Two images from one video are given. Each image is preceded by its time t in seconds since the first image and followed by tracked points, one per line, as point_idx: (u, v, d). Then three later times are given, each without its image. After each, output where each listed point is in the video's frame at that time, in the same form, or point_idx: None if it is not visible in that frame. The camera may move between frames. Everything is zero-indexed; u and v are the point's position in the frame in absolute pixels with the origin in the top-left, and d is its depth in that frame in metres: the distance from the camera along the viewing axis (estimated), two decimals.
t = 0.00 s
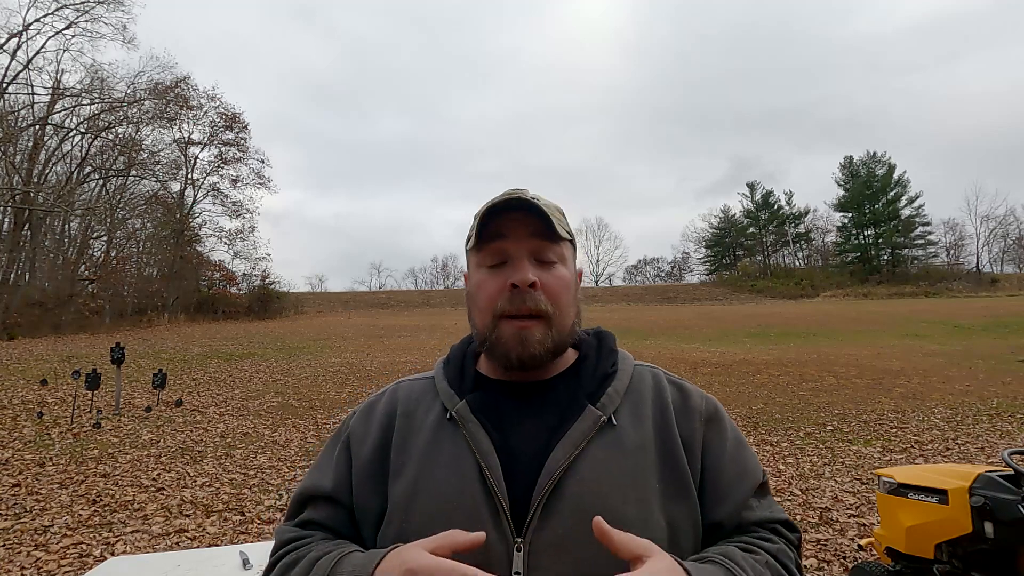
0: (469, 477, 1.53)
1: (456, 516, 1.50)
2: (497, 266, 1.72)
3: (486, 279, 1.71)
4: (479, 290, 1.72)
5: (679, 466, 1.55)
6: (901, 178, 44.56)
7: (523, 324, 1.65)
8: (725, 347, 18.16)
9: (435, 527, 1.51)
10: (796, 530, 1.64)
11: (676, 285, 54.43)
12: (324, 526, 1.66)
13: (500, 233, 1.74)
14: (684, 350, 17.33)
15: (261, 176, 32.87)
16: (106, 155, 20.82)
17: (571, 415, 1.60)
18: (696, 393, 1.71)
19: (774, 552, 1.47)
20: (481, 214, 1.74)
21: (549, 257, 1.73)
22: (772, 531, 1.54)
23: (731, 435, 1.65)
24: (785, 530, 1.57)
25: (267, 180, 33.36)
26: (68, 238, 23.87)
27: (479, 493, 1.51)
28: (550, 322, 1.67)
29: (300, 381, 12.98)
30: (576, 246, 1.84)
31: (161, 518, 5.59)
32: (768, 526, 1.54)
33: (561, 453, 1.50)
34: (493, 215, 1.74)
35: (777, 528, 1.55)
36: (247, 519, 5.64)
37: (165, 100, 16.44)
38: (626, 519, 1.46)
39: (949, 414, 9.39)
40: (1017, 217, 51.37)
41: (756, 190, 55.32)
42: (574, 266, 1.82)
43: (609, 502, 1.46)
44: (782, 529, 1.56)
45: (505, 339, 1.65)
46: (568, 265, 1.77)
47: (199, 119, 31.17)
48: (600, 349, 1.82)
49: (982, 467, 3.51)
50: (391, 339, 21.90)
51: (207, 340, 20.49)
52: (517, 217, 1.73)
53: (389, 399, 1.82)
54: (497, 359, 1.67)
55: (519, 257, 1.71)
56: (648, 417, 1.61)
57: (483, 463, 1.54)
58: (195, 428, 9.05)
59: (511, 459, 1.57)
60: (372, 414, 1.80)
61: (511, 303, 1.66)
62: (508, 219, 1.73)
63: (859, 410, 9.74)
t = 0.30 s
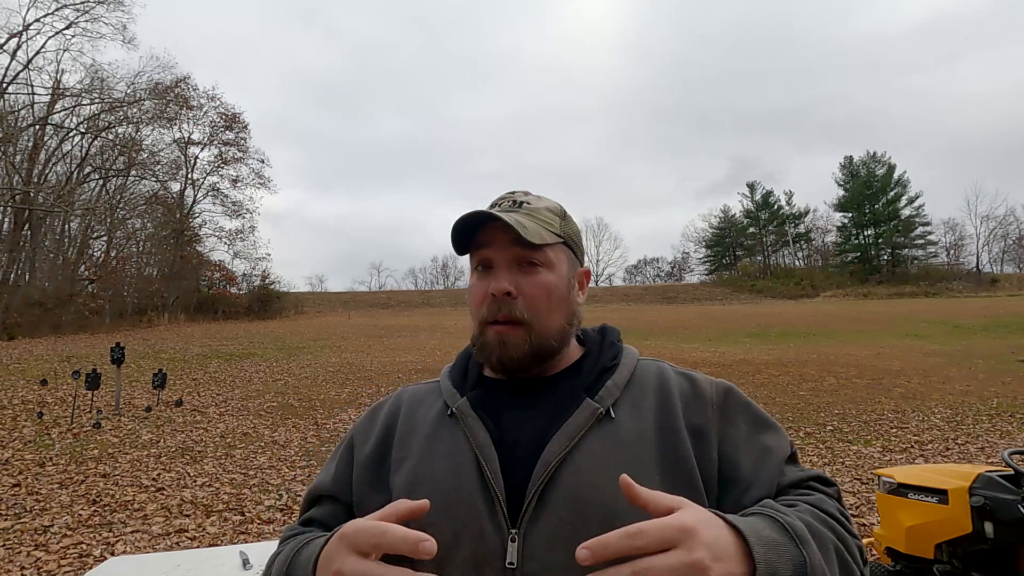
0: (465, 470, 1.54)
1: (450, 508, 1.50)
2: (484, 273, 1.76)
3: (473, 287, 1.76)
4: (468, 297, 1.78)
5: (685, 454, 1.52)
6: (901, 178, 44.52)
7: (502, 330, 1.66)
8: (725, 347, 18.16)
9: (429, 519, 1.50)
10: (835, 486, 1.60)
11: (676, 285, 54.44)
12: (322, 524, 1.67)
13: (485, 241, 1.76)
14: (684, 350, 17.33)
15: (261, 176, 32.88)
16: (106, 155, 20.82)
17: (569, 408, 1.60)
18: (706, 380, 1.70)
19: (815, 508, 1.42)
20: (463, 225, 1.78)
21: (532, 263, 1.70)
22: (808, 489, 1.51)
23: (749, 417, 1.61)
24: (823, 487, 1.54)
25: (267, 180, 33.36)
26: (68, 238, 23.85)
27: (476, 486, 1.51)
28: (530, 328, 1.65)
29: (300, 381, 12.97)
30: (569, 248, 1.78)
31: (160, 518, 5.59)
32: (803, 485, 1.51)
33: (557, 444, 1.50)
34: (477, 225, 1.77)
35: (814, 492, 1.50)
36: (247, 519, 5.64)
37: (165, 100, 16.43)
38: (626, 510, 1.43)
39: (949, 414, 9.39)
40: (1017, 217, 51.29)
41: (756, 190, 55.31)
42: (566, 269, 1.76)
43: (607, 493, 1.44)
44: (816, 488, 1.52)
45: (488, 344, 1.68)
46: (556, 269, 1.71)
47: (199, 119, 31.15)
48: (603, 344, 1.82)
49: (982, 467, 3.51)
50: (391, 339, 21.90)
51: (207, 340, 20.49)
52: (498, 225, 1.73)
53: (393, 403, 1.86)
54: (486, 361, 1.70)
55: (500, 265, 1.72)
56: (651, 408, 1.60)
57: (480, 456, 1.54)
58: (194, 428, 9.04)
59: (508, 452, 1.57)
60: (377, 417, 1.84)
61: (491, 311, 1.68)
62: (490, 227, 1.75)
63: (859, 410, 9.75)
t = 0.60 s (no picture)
0: (473, 462, 1.55)
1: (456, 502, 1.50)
2: (510, 261, 1.76)
3: (497, 273, 1.76)
4: (491, 282, 1.77)
5: (688, 460, 1.52)
6: (901, 177, 44.51)
7: (524, 316, 1.66)
8: (725, 347, 18.16)
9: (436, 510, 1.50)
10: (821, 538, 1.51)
11: (676, 285, 54.44)
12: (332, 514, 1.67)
13: (515, 230, 1.77)
14: (684, 350, 17.33)
15: (261, 176, 32.88)
16: (106, 155, 20.81)
17: (577, 406, 1.61)
18: (711, 394, 1.69)
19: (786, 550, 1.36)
20: (496, 211, 1.79)
21: (560, 255, 1.71)
22: (786, 530, 1.45)
23: (747, 436, 1.59)
24: (806, 536, 1.46)
25: (267, 180, 33.36)
26: (68, 238, 23.85)
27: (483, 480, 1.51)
28: (553, 317, 1.65)
29: (300, 381, 12.97)
30: (593, 249, 1.81)
31: (160, 518, 5.59)
32: (783, 525, 1.44)
33: (563, 441, 1.50)
34: (509, 212, 1.79)
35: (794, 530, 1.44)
36: (247, 519, 5.64)
37: (165, 100, 16.42)
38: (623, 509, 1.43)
39: (949, 414, 9.39)
40: (1017, 217, 51.24)
41: (756, 190, 55.29)
42: (589, 268, 1.78)
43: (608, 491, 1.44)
44: (800, 532, 1.46)
45: (508, 328, 1.67)
46: (581, 265, 1.74)
47: (199, 119, 31.15)
48: (614, 349, 1.82)
49: (983, 467, 3.51)
50: (391, 339, 21.90)
51: (207, 340, 20.48)
52: (530, 215, 1.75)
53: (404, 396, 1.86)
54: (504, 348, 1.69)
55: (528, 254, 1.73)
56: (658, 412, 1.60)
57: (488, 450, 1.55)
58: (195, 428, 9.04)
59: (515, 449, 1.57)
60: (388, 410, 1.84)
61: (515, 296, 1.68)
62: (522, 217, 1.77)
63: (859, 410, 9.74)
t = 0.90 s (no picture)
0: (473, 464, 1.54)
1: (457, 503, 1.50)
2: (529, 254, 1.76)
3: (515, 266, 1.75)
4: (506, 274, 1.75)
5: (692, 459, 1.52)
6: (901, 177, 44.50)
7: (544, 311, 1.66)
8: (725, 347, 18.16)
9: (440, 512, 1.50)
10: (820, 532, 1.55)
11: (676, 285, 54.48)
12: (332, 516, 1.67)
13: (535, 225, 1.78)
14: (683, 350, 17.34)
15: (261, 176, 32.89)
16: (106, 155, 20.80)
17: (578, 406, 1.60)
18: (712, 390, 1.69)
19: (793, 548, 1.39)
20: (521, 205, 1.79)
21: (580, 255, 1.75)
22: (791, 525, 1.48)
23: (748, 431, 1.62)
24: (806, 528, 1.50)
25: (267, 180, 33.36)
26: (68, 238, 23.84)
27: (485, 482, 1.51)
28: (571, 315, 1.67)
29: (300, 381, 12.97)
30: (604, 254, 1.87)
31: (160, 518, 5.59)
32: (788, 520, 1.48)
33: (567, 444, 1.50)
34: (532, 207, 1.79)
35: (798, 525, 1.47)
36: (247, 519, 5.64)
37: (165, 100, 16.41)
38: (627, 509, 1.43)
39: (949, 414, 9.39)
40: (1018, 217, 51.22)
41: (756, 190, 55.29)
42: (602, 271, 1.83)
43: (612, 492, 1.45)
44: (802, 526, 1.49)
45: (525, 323, 1.66)
46: (595, 267, 1.78)
47: (199, 119, 31.16)
48: (615, 346, 1.82)
49: (982, 467, 3.51)
50: (391, 339, 21.90)
51: (207, 340, 20.49)
52: (552, 212, 1.78)
53: (402, 396, 1.85)
54: (514, 345, 1.68)
55: (550, 249, 1.74)
56: (659, 413, 1.60)
57: (488, 451, 1.54)
58: (195, 428, 9.04)
59: (516, 448, 1.56)
60: (386, 410, 1.84)
61: (536, 290, 1.67)
62: (543, 213, 1.78)
63: (858, 410, 9.75)
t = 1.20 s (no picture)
0: (467, 468, 1.54)
1: (450, 507, 1.49)
2: (517, 257, 1.76)
3: (503, 270, 1.75)
4: (494, 278, 1.76)
5: (691, 466, 1.52)
6: (901, 177, 44.50)
7: (532, 316, 1.66)
8: (725, 347, 18.16)
9: (432, 516, 1.50)
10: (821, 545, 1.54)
11: (676, 285, 54.47)
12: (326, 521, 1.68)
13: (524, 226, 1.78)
14: (683, 350, 17.35)
15: (261, 176, 32.90)
16: (106, 155, 20.81)
17: (575, 410, 1.60)
18: (712, 396, 1.69)
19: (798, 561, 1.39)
20: (509, 206, 1.79)
21: (570, 255, 1.75)
22: (794, 535, 1.48)
23: (749, 438, 1.62)
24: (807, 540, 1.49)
25: (267, 180, 33.37)
26: (68, 238, 23.82)
27: (478, 487, 1.51)
28: (561, 318, 1.67)
29: (300, 381, 12.97)
30: (597, 251, 1.86)
31: (160, 518, 5.59)
32: (791, 530, 1.47)
33: (563, 448, 1.51)
34: (520, 208, 1.79)
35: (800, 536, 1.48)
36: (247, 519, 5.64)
37: (165, 100, 16.40)
38: (625, 514, 1.43)
39: (949, 414, 9.39)
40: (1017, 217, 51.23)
41: (756, 190, 55.33)
42: (594, 268, 1.82)
43: (609, 497, 1.44)
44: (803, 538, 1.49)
45: (514, 329, 1.67)
46: (587, 266, 1.78)
47: (199, 119, 31.17)
48: (611, 348, 1.82)
49: (983, 467, 3.51)
50: (391, 339, 21.90)
51: (207, 340, 20.49)
52: (541, 213, 1.77)
53: (396, 399, 1.85)
54: (507, 350, 1.69)
55: (539, 251, 1.74)
56: (658, 418, 1.59)
57: (482, 455, 1.55)
58: (194, 428, 9.04)
59: (510, 453, 1.57)
60: (379, 414, 1.84)
61: (524, 294, 1.68)
62: (532, 213, 1.78)
63: (859, 410, 9.74)
